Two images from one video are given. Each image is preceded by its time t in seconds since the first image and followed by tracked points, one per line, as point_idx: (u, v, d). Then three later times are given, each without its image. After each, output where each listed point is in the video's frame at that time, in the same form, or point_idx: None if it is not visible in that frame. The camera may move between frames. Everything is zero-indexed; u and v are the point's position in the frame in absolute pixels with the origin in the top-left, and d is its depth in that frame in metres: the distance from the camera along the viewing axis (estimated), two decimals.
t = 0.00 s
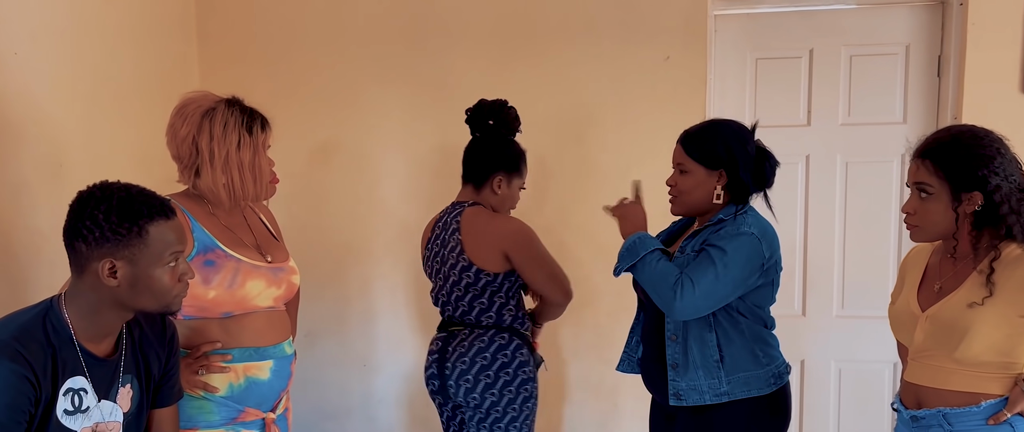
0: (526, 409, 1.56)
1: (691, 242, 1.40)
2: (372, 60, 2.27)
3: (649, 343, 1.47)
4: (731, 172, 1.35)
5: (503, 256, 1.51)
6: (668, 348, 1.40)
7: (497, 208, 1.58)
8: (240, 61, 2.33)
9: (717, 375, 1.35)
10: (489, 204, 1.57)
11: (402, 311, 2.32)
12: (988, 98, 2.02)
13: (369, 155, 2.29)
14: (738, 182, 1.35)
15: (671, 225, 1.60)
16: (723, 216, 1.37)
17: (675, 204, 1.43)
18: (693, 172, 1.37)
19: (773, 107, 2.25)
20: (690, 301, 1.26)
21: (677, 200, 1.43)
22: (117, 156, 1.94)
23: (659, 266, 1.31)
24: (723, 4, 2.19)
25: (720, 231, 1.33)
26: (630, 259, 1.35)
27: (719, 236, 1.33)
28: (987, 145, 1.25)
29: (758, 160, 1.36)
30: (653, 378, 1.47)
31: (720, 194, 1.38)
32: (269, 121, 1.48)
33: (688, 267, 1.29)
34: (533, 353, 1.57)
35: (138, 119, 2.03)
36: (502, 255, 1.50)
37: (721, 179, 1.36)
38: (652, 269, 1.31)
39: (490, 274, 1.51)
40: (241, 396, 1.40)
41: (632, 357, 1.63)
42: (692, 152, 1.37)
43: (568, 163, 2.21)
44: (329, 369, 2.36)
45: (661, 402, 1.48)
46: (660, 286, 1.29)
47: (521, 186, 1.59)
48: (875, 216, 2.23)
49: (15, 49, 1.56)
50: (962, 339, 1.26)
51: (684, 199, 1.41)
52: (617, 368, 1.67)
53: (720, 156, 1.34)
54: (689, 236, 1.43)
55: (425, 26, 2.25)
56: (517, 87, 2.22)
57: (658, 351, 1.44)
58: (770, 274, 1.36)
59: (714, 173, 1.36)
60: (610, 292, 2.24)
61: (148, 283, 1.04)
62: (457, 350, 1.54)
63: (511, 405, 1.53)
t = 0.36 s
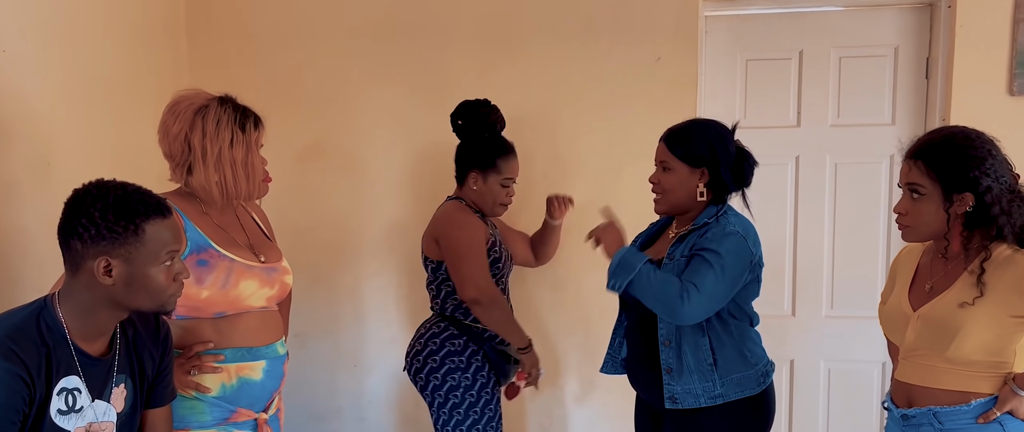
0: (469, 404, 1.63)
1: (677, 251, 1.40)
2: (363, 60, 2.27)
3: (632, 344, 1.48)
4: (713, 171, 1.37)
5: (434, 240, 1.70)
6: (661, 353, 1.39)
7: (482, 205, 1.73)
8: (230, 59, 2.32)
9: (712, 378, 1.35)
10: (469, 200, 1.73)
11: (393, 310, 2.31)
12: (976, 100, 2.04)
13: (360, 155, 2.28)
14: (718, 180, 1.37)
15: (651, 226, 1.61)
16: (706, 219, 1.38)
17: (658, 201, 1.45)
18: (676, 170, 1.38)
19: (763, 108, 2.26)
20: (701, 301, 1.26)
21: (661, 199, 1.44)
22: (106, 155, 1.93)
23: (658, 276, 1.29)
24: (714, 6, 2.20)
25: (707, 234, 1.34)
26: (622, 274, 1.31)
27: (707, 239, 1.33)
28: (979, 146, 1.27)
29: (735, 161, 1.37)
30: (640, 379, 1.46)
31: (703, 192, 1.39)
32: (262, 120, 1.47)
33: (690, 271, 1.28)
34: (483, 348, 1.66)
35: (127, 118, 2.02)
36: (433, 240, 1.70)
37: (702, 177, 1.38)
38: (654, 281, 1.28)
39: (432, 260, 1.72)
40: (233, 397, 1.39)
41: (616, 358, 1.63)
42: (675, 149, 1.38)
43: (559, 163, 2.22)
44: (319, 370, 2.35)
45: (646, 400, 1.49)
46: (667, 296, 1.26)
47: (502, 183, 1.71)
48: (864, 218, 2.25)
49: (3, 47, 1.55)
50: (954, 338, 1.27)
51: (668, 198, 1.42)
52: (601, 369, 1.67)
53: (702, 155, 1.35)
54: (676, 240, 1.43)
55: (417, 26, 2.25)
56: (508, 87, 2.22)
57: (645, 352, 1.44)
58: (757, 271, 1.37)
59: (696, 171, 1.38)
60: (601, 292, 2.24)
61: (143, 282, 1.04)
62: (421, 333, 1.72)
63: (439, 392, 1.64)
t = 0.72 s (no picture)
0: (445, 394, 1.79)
1: (682, 266, 1.35)
2: (355, 60, 2.26)
3: (626, 346, 1.50)
4: (690, 169, 1.38)
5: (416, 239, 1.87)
6: (658, 358, 1.39)
7: (473, 210, 1.85)
8: (222, 59, 2.31)
9: (708, 385, 1.35)
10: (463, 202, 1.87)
11: (385, 311, 2.31)
12: (965, 102, 2.06)
13: (352, 155, 2.28)
14: (695, 184, 1.38)
15: (634, 231, 1.60)
16: (699, 222, 1.37)
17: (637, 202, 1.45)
18: (654, 168, 1.40)
19: (754, 109, 2.27)
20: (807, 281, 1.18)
21: (641, 200, 1.44)
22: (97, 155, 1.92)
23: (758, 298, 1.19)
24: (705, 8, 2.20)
25: (727, 237, 1.30)
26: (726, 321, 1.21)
27: (736, 242, 1.29)
28: (971, 149, 1.29)
29: (712, 160, 1.38)
30: (633, 379, 1.48)
31: (681, 189, 1.39)
32: (256, 120, 1.47)
33: (770, 268, 1.21)
34: (459, 342, 1.82)
35: (117, 117, 2.01)
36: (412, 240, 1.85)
37: (680, 175, 1.39)
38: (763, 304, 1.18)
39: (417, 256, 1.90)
40: (228, 399, 1.39)
41: (609, 364, 1.64)
42: (654, 148, 1.40)
43: (551, 164, 2.22)
44: (310, 371, 2.35)
45: (639, 400, 1.49)
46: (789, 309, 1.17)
47: (483, 189, 1.80)
48: (854, 220, 2.27)
49: None
50: (947, 339, 1.28)
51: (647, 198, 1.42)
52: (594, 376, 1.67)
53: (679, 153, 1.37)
54: (665, 246, 1.40)
55: (409, 27, 2.24)
56: (501, 88, 2.22)
57: (643, 354, 1.44)
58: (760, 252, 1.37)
59: (674, 168, 1.39)
60: (594, 293, 2.24)
61: (138, 282, 1.03)
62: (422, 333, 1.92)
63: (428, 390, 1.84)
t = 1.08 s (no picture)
0: (430, 393, 1.80)
1: (703, 268, 1.37)
2: (347, 61, 2.26)
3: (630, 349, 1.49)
4: (695, 178, 1.39)
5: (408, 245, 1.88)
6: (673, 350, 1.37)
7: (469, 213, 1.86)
8: (213, 59, 2.30)
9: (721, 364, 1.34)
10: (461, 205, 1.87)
11: (376, 314, 2.31)
12: (953, 105, 2.08)
13: (343, 156, 2.27)
14: (698, 189, 1.40)
15: (632, 234, 1.61)
16: (715, 222, 1.39)
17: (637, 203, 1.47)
18: (659, 176, 1.41)
19: (744, 112, 2.28)
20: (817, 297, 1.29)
21: (643, 204, 1.45)
22: (89, 156, 1.91)
23: (771, 310, 1.31)
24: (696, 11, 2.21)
25: (744, 242, 1.34)
26: (741, 327, 1.34)
27: (753, 249, 1.33)
28: (962, 151, 1.31)
29: (716, 168, 1.38)
30: (638, 383, 1.47)
31: (685, 199, 1.42)
32: (252, 129, 1.46)
33: (786, 283, 1.29)
34: (444, 342, 1.81)
35: (108, 117, 1.99)
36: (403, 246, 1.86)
37: (683, 184, 1.41)
38: (778, 318, 1.29)
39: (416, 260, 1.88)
40: (221, 401, 1.38)
41: (605, 372, 1.62)
42: (659, 157, 1.40)
43: (542, 166, 2.22)
44: (302, 373, 2.34)
45: (647, 407, 1.47)
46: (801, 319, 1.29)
47: (478, 194, 1.81)
48: (843, 223, 2.28)
49: None
50: (939, 340, 1.29)
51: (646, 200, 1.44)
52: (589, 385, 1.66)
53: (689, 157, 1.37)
54: (682, 247, 1.40)
55: (401, 28, 2.24)
56: (492, 90, 2.22)
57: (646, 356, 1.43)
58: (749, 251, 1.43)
59: (679, 177, 1.41)
60: (585, 294, 2.25)
61: (132, 283, 1.02)
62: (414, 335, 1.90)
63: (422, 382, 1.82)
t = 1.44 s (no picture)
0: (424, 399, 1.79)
1: (690, 275, 1.37)
2: (338, 64, 2.26)
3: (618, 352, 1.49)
4: (694, 187, 1.39)
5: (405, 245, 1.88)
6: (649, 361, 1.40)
7: (466, 214, 1.87)
8: (205, 61, 2.29)
9: (693, 385, 1.36)
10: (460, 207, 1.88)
11: (368, 317, 2.30)
12: (943, 108, 2.10)
13: (335, 159, 2.27)
14: (698, 196, 1.39)
15: (625, 236, 1.62)
16: (707, 229, 1.39)
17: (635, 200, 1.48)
18: (661, 177, 1.41)
19: (735, 115, 2.29)
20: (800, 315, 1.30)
21: (642, 202, 1.46)
22: (79, 158, 1.90)
23: (753, 325, 1.31)
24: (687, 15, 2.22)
25: (734, 253, 1.34)
26: (720, 342, 1.33)
27: (742, 260, 1.33)
28: (953, 153, 1.32)
29: (718, 179, 1.38)
30: (627, 385, 1.48)
31: (683, 205, 1.42)
32: (241, 132, 1.45)
33: (770, 299, 1.30)
34: (438, 346, 1.82)
35: (98, 118, 1.99)
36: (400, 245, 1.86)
37: (685, 191, 1.41)
38: (759, 333, 1.30)
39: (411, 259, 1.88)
40: (212, 402, 1.37)
41: (602, 373, 1.63)
42: (665, 159, 1.40)
43: (534, 169, 2.22)
44: (293, 376, 2.33)
45: (630, 406, 1.50)
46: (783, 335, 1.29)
47: (476, 193, 1.82)
48: (834, 226, 2.29)
49: None
50: (930, 342, 1.30)
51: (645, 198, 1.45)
52: (585, 386, 1.67)
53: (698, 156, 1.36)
54: (674, 250, 1.40)
55: (392, 31, 2.24)
56: (484, 92, 2.23)
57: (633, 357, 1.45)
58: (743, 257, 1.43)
59: (680, 184, 1.41)
60: (576, 296, 2.25)
61: (124, 287, 1.02)
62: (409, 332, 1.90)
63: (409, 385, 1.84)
